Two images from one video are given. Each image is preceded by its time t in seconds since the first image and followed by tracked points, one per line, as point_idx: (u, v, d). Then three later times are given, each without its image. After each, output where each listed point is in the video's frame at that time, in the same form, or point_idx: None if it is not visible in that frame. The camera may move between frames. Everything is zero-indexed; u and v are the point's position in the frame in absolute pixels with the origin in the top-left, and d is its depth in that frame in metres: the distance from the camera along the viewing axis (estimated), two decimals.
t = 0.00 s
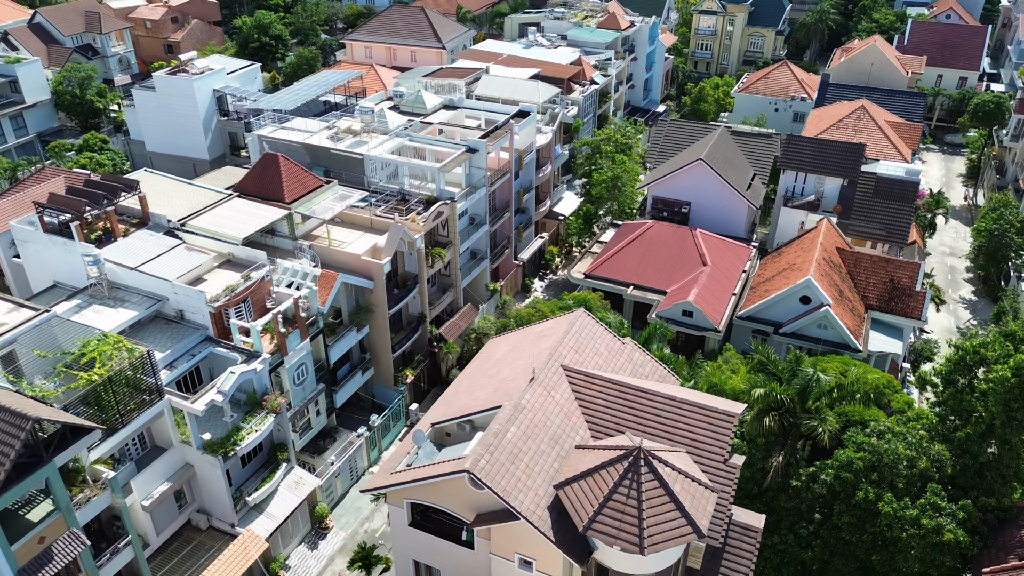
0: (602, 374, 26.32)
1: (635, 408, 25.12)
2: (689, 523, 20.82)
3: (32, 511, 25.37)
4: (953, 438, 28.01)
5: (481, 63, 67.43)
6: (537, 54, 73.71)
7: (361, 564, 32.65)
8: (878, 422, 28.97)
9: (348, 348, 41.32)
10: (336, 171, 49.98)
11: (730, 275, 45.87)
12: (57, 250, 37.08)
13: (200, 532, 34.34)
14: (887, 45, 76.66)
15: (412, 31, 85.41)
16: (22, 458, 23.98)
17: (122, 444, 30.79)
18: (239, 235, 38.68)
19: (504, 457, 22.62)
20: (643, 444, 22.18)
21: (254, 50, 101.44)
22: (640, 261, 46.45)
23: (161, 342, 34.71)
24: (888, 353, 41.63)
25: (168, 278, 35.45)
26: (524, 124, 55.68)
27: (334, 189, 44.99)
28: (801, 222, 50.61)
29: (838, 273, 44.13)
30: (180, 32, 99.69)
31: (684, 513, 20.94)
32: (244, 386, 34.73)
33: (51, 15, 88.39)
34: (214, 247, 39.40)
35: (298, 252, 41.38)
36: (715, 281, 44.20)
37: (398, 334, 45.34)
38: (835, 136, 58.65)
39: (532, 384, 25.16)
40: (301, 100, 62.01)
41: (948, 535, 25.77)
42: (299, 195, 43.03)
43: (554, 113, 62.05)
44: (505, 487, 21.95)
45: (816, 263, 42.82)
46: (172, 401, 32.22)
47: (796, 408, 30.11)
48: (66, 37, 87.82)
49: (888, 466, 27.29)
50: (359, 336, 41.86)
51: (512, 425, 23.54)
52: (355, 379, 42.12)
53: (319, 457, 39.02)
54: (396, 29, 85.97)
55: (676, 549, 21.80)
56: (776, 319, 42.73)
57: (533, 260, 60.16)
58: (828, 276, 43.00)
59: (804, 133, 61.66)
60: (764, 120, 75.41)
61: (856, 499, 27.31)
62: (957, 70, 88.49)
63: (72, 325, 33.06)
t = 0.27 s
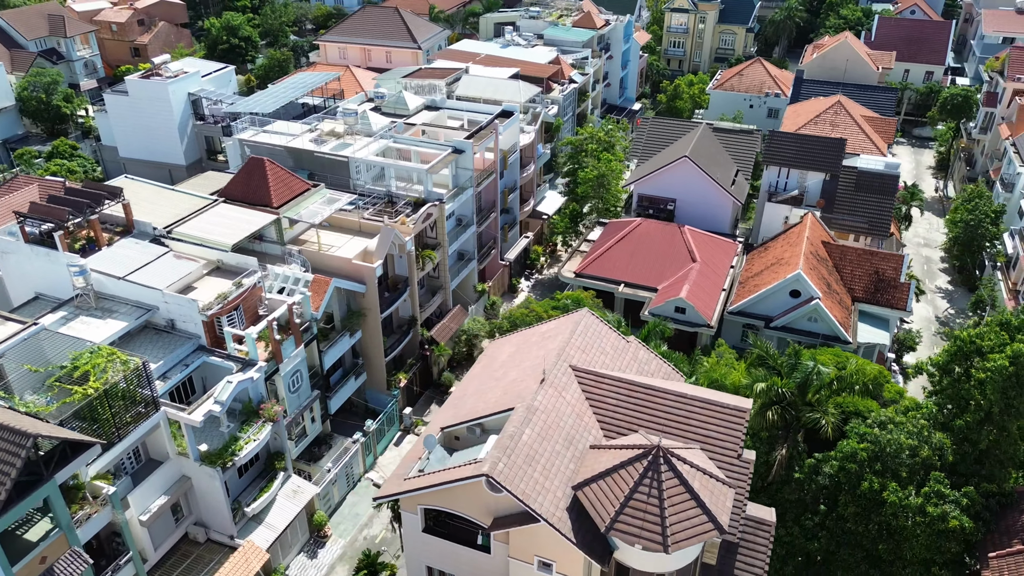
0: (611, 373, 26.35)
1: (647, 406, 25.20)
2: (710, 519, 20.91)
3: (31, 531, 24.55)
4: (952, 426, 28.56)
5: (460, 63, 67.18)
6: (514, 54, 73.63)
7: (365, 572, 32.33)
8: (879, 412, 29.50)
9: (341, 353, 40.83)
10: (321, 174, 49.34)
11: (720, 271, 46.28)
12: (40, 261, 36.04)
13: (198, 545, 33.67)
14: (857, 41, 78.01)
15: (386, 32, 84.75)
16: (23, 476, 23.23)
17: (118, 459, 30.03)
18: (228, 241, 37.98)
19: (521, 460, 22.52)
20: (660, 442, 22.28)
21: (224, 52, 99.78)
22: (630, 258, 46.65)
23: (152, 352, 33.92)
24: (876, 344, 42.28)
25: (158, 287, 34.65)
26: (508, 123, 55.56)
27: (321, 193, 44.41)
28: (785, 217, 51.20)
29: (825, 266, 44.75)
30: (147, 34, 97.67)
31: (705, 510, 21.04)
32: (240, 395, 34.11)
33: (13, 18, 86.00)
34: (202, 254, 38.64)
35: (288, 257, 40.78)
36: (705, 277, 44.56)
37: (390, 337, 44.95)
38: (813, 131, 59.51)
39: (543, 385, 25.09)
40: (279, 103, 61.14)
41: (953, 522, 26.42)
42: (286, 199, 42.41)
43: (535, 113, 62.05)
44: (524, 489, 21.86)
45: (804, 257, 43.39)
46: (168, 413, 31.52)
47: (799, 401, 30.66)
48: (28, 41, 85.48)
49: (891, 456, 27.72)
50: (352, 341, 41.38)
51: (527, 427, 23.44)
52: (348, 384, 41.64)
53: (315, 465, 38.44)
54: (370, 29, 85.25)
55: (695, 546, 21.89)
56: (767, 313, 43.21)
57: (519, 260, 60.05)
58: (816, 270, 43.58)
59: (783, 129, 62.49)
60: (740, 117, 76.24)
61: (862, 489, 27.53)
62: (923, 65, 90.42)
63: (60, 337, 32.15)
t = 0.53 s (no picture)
0: (620, 371, 26.41)
1: (658, 403, 25.31)
2: (730, 514, 21.06)
3: (31, 550, 23.74)
4: (950, 414, 29.15)
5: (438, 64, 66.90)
6: (491, 54, 73.51)
7: None
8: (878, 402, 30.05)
9: (334, 359, 40.35)
10: (305, 178, 48.70)
11: (708, 267, 46.69)
12: (23, 272, 35.00)
13: (197, 558, 33.02)
14: (828, 38, 79.38)
15: (360, 33, 84.03)
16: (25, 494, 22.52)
17: (115, 473, 29.31)
18: (218, 248, 37.31)
19: (538, 460, 22.46)
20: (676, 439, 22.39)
21: (192, 55, 98.02)
22: (619, 256, 46.83)
23: (144, 363, 33.13)
24: (863, 335, 43.03)
25: (148, 296, 33.88)
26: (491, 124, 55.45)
27: (308, 197, 43.85)
28: (769, 212, 51.86)
29: (811, 260, 45.45)
30: (112, 37, 95.55)
31: (725, 505, 21.20)
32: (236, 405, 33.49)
33: None
34: (190, 262, 37.91)
35: (278, 262, 40.17)
36: (694, 273, 44.92)
37: (381, 341, 44.56)
38: (791, 127, 60.38)
39: (554, 385, 25.06)
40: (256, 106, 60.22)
41: (956, 507, 26.82)
42: (273, 204, 41.80)
43: (516, 112, 62.03)
44: (544, 490, 21.79)
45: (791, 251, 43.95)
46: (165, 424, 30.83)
47: (799, 393, 31.17)
48: None
49: (893, 445, 28.20)
50: (344, 346, 40.89)
51: (542, 428, 23.39)
52: (342, 390, 41.16)
53: (312, 472, 37.86)
54: (343, 31, 84.46)
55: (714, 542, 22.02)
56: (757, 307, 43.70)
57: (503, 261, 59.96)
58: (803, 263, 44.16)
59: (760, 125, 63.33)
60: (716, 114, 77.08)
61: (866, 478, 27.82)
62: (889, 60, 92.35)
63: (49, 350, 31.26)
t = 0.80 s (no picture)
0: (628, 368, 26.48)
1: (668, 399, 25.44)
2: (749, 507, 21.27)
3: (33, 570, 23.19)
4: (946, 402, 29.77)
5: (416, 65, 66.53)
6: (468, 54, 73.33)
7: None
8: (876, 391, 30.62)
9: (327, 364, 39.87)
10: (289, 182, 48.06)
11: (695, 263, 47.12)
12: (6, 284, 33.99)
13: (197, 571, 32.39)
14: (799, 35, 80.65)
15: (333, 34, 83.20)
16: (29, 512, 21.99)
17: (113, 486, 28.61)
18: (207, 254, 36.64)
19: (555, 460, 22.42)
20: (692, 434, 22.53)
21: (159, 59, 96.15)
22: (608, 254, 47.02)
23: (136, 373, 32.36)
24: (849, 327, 43.82)
25: (138, 305, 33.11)
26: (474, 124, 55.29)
27: (294, 202, 43.28)
28: (752, 207, 52.49)
29: (796, 253, 46.12)
30: (76, 42, 93.36)
31: (744, 498, 21.40)
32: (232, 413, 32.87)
33: None
34: (178, 269, 37.16)
35: (267, 268, 39.56)
36: (684, 270, 45.29)
37: (372, 345, 44.16)
38: (768, 123, 61.19)
39: (564, 384, 25.04)
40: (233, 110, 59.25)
41: (957, 493, 27.33)
42: (260, 209, 41.19)
43: (497, 112, 61.94)
44: (562, 489, 21.76)
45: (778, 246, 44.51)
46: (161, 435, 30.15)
47: (798, 385, 31.77)
48: None
49: (893, 433, 28.73)
50: (337, 351, 40.39)
51: (557, 428, 23.36)
52: (335, 395, 40.67)
53: (308, 479, 37.37)
54: (316, 32, 83.55)
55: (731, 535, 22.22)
56: (746, 302, 44.19)
57: (489, 261, 59.88)
58: (790, 257, 44.77)
59: (738, 122, 64.13)
60: (692, 111, 77.83)
61: (868, 467, 28.26)
62: (856, 56, 94.10)
63: (39, 363, 30.39)
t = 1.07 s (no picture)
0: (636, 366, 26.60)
1: (678, 395, 25.60)
2: (767, 499, 21.53)
3: None
4: (943, 390, 30.48)
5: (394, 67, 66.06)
6: (446, 55, 73.05)
7: None
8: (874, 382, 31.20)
9: (321, 370, 39.41)
10: (273, 186, 47.36)
11: (683, 260, 47.52)
12: None
13: None
14: (771, 33, 81.77)
15: (306, 37, 82.25)
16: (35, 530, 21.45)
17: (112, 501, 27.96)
18: (197, 261, 35.97)
19: (572, 459, 22.42)
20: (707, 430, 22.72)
21: (126, 64, 94.16)
22: (598, 252, 47.18)
23: (131, 384, 31.63)
24: (836, 319, 44.53)
25: (130, 315, 32.38)
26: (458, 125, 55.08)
27: (281, 206, 42.70)
28: (735, 203, 53.01)
29: (783, 248, 46.73)
30: (39, 47, 91.04)
31: (761, 491, 21.66)
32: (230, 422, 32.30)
33: None
34: (168, 277, 36.43)
35: (257, 274, 38.96)
36: (673, 266, 45.64)
37: (364, 350, 43.75)
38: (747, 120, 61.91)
39: (575, 383, 25.05)
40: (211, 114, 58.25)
41: (958, 479, 27.91)
42: (248, 214, 40.57)
43: (478, 113, 61.76)
44: (582, 489, 21.77)
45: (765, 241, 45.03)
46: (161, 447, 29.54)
47: (797, 378, 32.23)
48: None
49: (893, 423, 29.27)
50: (330, 357, 39.91)
51: (572, 427, 23.37)
52: (329, 401, 40.21)
53: (306, 487, 36.84)
54: (289, 35, 82.51)
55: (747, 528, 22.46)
56: (736, 297, 44.64)
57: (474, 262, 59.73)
58: (777, 252, 45.33)
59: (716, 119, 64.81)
60: (669, 109, 78.42)
61: (870, 456, 28.72)
62: (825, 53, 95.67)
63: (30, 377, 29.55)
